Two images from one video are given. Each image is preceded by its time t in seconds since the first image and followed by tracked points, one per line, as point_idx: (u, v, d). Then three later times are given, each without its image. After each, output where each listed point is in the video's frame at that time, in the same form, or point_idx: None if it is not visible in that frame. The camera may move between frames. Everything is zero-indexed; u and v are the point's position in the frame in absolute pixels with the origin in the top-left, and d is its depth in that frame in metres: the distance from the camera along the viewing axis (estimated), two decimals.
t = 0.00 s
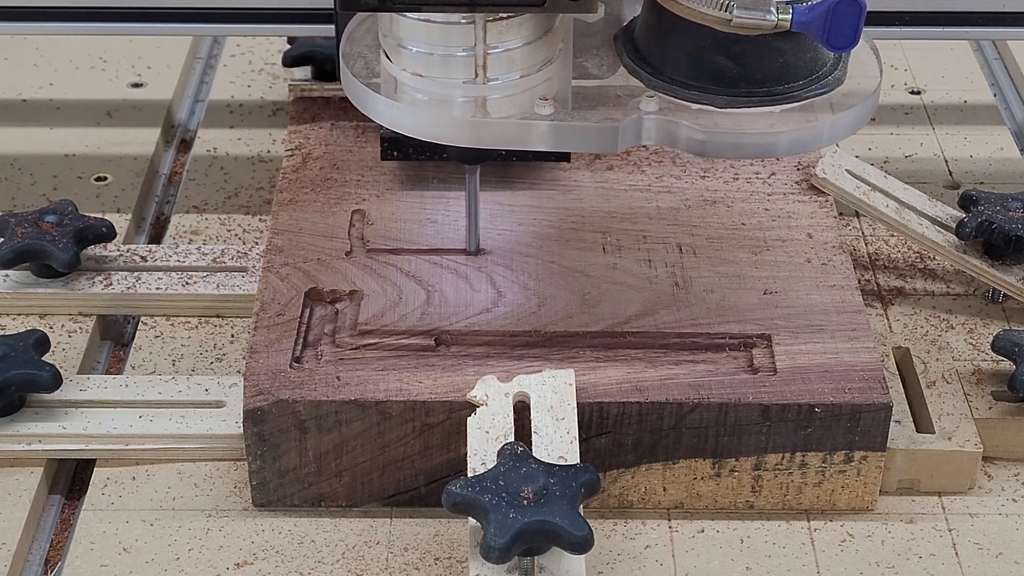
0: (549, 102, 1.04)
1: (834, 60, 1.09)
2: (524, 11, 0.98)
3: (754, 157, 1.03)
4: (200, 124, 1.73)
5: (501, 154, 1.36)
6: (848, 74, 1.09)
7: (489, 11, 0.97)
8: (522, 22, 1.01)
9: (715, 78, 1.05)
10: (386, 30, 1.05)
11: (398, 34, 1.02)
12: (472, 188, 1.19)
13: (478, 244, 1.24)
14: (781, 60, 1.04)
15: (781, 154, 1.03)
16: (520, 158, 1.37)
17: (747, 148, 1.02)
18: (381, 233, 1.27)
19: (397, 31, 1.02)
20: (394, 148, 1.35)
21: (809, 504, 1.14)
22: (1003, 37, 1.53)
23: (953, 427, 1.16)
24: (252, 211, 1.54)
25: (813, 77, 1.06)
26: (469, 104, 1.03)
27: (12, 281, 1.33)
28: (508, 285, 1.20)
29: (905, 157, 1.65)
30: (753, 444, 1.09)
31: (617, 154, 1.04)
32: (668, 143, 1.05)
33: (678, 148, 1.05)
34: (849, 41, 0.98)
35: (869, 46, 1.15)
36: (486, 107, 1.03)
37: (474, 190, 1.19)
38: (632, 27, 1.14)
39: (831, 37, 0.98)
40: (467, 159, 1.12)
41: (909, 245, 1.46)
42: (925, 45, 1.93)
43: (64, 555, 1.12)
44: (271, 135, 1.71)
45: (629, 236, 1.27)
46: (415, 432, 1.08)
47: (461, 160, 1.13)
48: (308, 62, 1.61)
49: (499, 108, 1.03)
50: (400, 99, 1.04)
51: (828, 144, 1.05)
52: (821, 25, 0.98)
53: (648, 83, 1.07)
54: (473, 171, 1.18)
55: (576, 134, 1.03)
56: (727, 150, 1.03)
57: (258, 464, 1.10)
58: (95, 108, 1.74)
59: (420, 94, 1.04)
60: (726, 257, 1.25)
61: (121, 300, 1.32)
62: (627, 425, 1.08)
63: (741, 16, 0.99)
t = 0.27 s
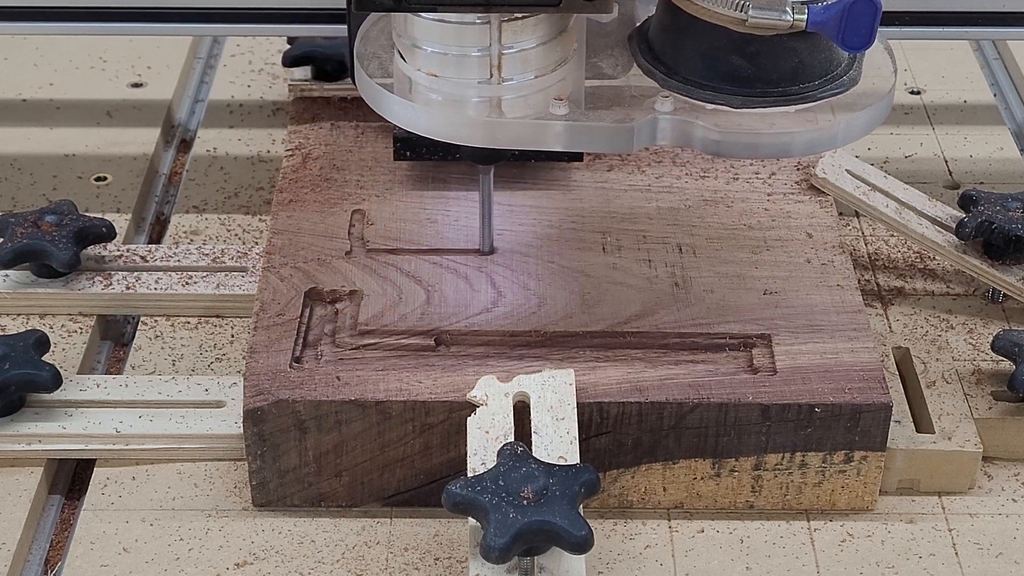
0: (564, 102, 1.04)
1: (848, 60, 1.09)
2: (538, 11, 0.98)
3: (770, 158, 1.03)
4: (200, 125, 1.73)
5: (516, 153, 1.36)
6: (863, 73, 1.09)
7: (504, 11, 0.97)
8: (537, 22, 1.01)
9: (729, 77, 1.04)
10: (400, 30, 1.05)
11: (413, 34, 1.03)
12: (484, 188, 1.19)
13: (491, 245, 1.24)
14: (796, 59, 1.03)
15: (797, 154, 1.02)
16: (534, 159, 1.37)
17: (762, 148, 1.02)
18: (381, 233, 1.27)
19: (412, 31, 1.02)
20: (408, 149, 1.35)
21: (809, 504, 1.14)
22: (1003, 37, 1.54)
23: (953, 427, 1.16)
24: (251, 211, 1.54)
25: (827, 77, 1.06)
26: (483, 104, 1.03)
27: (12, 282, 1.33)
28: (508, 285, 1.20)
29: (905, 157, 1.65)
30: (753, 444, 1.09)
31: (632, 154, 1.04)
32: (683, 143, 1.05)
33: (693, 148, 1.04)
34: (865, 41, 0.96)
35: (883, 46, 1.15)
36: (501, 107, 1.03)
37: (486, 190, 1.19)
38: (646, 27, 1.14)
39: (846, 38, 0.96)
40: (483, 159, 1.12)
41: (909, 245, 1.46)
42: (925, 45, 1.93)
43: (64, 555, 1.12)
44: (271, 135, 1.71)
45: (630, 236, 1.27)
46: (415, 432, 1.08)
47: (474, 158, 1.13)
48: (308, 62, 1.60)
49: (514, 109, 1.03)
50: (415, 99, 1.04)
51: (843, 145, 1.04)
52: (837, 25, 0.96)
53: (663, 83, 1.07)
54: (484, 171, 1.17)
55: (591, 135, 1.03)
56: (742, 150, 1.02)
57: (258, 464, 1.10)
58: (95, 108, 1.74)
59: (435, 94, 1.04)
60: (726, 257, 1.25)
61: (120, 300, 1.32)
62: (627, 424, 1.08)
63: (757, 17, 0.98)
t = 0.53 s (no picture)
0: (578, 102, 1.04)
1: (862, 61, 1.08)
2: (552, 11, 0.97)
3: (784, 158, 1.02)
4: (200, 125, 1.73)
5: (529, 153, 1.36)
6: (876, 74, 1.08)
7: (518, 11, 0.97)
8: (551, 22, 1.01)
9: (743, 78, 1.04)
10: (413, 30, 1.05)
11: (426, 34, 1.03)
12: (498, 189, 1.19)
13: (504, 244, 1.24)
14: (810, 60, 1.02)
15: (811, 154, 1.02)
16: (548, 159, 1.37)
17: (776, 149, 1.01)
18: (381, 233, 1.27)
19: (426, 31, 1.02)
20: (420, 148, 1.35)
21: (809, 504, 1.13)
22: (1003, 37, 1.54)
23: (953, 427, 1.16)
24: (251, 211, 1.54)
25: (842, 78, 1.05)
26: (497, 104, 1.03)
27: (12, 282, 1.33)
28: (508, 285, 1.20)
29: (905, 157, 1.65)
30: (753, 444, 1.09)
31: (646, 154, 1.04)
32: (697, 143, 1.04)
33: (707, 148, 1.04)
34: (879, 41, 0.97)
35: (896, 47, 1.14)
36: (515, 107, 1.03)
37: (500, 190, 1.19)
38: (659, 27, 1.13)
39: (860, 38, 0.97)
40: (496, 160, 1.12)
41: (909, 245, 1.46)
42: (924, 45, 1.93)
43: (64, 555, 1.12)
44: (270, 135, 1.71)
45: (629, 236, 1.27)
46: (415, 432, 1.08)
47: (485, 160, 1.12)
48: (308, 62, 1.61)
49: (528, 109, 1.03)
50: (429, 98, 1.04)
51: (857, 145, 1.04)
52: (852, 25, 0.96)
53: (677, 84, 1.06)
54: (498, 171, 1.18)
55: (605, 136, 1.03)
56: (756, 151, 1.02)
57: (258, 464, 1.10)
58: (95, 108, 1.74)
59: (449, 94, 1.04)
60: (726, 257, 1.25)
61: (120, 300, 1.32)
62: (627, 424, 1.08)
63: (771, 17, 0.97)
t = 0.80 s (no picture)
0: (593, 102, 1.04)
1: (877, 60, 1.08)
2: (569, 11, 0.97)
3: (798, 158, 1.02)
4: (201, 125, 1.73)
5: (540, 152, 1.37)
6: (891, 73, 1.08)
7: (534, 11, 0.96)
8: (566, 23, 1.01)
9: (759, 78, 1.04)
10: (428, 30, 1.04)
11: (441, 34, 1.03)
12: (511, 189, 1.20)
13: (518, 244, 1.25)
14: (825, 60, 1.03)
15: (826, 154, 1.02)
16: (560, 158, 1.37)
17: (791, 149, 1.01)
18: (381, 233, 1.27)
19: (440, 31, 1.02)
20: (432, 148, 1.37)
21: (809, 504, 1.13)
22: (1003, 37, 1.53)
23: (953, 427, 1.16)
24: (251, 211, 1.54)
25: (857, 77, 1.05)
26: (512, 104, 1.03)
27: (12, 282, 1.33)
28: (508, 285, 1.20)
29: (905, 157, 1.65)
30: (753, 444, 1.09)
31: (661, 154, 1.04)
32: (712, 144, 1.04)
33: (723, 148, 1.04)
34: (894, 42, 0.96)
35: (910, 46, 1.15)
36: (530, 107, 1.03)
37: (514, 190, 1.20)
38: (673, 27, 1.13)
39: (876, 38, 0.96)
40: (510, 159, 1.13)
41: (909, 245, 1.46)
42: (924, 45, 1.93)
43: (64, 555, 1.12)
44: (270, 135, 1.71)
45: (629, 236, 1.27)
46: (415, 432, 1.08)
47: (502, 160, 1.13)
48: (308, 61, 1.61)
49: (543, 109, 1.03)
50: (443, 98, 1.04)
51: (872, 145, 1.04)
52: (867, 25, 0.96)
53: (692, 84, 1.06)
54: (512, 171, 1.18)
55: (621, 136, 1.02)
56: (771, 151, 1.02)
57: (258, 464, 1.10)
58: (95, 108, 1.74)
59: (464, 94, 1.04)
60: (726, 257, 1.25)
61: (120, 300, 1.32)
62: (627, 424, 1.08)
63: (787, 17, 0.97)
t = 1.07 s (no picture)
0: (608, 102, 1.03)
1: (892, 61, 1.08)
2: (584, 11, 0.98)
3: (814, 158, 1.01)
4: (201, 125, 1.73)
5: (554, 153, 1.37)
6: (906, 74, 1.08)
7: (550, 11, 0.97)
8: (581, 22, 1.01)
9: (774, 78, 1.03)
10: (442, 30, 1.04)
11: (456, 33, 1.03)
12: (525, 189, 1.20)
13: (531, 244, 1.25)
14: (840, 60, 1.02)
15: (841, 154, 1.01)
16: (571, 158, 1.38)
17: (806, 149, 1.01)
18: (381, 233, 1.27)
19: (455, 31, 1.02)
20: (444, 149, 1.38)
21: (809, 504, 1.13)
22: (1003, 37, 1.53)
23: (953, 427, 1.16)
24: (250, 211, 1.54)
25: (872, 78, 1.05)
26: (527, 104, 1.03)
27: (12, 282, 1.33)
28: (508, 285, 1.20)
29: (905, 157, 1.65)
30: (753, 444, 1.09)
31: (676, 154, 1.04)
32: (728, 144, 1.04)
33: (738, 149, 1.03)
34: (910, 41, 0.96)
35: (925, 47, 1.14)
36: (544, 107, 1.03)
37: (528, 190, 1.20)
38: (688, 27, 1.13)
39: (890, 39, 0.96)
40: (523, 159, 1.13)
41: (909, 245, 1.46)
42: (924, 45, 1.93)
43: (64, 555, 1.12)
44: (270, 135, 1.71)
45: (629, 236, 1.27)
46: (415, 432, 1.08)
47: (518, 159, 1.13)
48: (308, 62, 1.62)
49: (558, 109, 1.03)
50: (458, 98, 1.04)
51: (887, 145, 1.03)
52: (882, 26, 0.96)
53: (707, 84, 1.06)
54: (525, 171, 1.18)
55: (636, 137, 1.02)
56: (787, 151, 1.01)
57: (258, 464, 1.10)
58: (95, 108, 1.74)
59: (478, 94, 1.04)
60: (726, 257, 1.25)
61: (120, 301, 1.32)
62: (626, 424, 1.08)
63: (803, 17, 0.97)
